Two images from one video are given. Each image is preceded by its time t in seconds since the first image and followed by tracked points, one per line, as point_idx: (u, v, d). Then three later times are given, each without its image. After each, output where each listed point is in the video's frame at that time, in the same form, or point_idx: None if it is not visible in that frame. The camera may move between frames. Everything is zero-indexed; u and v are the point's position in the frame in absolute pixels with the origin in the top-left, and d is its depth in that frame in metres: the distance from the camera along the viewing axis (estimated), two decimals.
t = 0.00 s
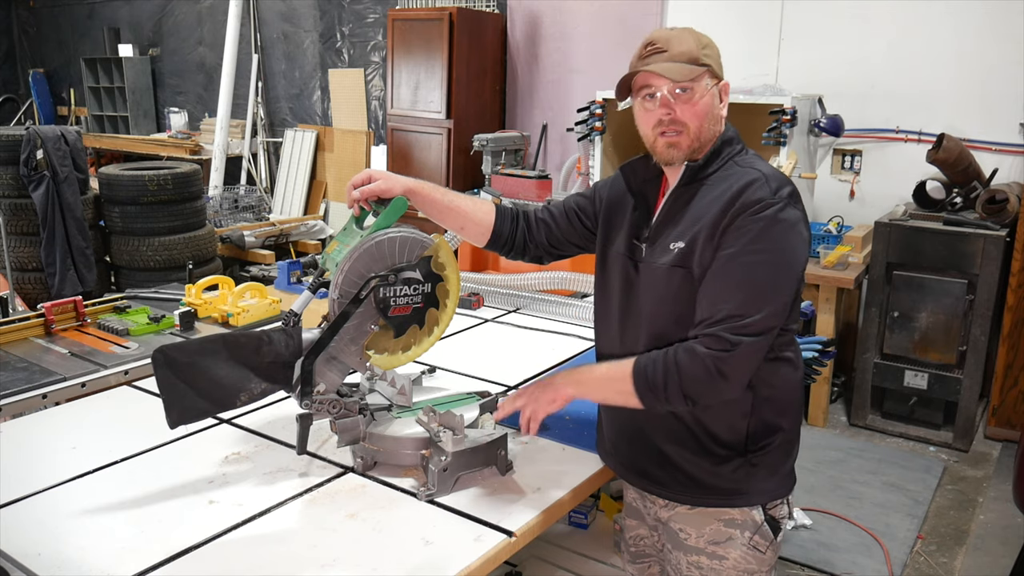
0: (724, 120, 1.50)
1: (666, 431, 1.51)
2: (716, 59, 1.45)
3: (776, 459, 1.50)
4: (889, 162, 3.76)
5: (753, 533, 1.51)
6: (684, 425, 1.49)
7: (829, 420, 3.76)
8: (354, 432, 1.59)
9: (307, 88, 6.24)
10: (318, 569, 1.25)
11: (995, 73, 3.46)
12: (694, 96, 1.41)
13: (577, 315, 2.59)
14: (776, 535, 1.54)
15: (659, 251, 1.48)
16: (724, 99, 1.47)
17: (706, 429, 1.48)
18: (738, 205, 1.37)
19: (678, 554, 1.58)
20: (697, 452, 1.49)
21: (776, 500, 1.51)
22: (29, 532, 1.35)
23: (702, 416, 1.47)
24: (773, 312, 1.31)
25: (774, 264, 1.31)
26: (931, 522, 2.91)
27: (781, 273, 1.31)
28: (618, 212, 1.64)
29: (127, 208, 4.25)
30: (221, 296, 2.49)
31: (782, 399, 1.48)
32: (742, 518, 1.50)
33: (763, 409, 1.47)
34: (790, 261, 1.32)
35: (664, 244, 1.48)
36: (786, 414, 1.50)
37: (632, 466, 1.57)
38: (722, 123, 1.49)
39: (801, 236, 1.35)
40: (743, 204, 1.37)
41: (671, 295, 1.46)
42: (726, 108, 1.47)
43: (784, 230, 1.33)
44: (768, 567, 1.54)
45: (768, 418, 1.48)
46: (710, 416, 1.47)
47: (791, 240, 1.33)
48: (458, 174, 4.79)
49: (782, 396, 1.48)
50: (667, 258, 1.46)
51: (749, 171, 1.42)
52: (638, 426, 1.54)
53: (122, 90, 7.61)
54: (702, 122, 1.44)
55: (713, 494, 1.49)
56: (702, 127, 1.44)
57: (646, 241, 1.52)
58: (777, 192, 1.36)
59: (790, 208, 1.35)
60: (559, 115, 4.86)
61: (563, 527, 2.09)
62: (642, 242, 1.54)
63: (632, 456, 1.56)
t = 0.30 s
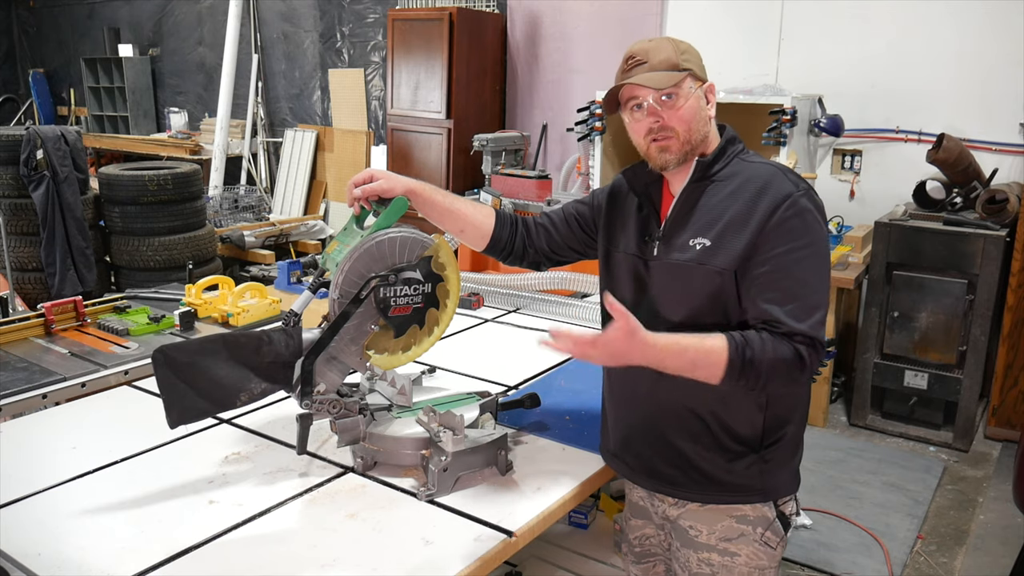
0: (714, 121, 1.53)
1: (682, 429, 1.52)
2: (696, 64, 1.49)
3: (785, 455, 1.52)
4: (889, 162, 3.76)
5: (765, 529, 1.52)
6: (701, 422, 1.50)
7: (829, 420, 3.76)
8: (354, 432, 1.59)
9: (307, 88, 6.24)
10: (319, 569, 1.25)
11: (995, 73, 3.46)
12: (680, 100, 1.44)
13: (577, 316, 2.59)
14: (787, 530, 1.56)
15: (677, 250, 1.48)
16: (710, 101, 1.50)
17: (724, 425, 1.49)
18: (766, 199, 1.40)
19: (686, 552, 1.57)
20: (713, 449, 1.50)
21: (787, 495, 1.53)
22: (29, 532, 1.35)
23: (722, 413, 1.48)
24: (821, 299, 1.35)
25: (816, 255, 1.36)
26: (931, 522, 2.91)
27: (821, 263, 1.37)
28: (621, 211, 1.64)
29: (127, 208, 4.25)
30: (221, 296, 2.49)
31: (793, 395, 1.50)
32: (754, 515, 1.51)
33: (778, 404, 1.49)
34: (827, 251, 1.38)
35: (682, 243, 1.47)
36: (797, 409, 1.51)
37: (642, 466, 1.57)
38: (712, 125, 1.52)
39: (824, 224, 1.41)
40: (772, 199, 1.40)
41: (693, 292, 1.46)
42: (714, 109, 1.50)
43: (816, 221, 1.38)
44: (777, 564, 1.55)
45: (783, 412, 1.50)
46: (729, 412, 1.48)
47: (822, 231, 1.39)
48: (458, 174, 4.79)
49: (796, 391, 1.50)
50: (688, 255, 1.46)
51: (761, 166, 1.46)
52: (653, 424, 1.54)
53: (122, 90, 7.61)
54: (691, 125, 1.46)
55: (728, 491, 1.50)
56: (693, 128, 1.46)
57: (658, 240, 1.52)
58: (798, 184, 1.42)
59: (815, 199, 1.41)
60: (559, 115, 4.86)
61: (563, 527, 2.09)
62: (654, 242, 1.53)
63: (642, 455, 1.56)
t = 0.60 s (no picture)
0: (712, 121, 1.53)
1: (692, 425, 1.52)
2: (693, 65, 1.48)
3: (792, 451, 1.52)
4: (889, 162, 3.76)
5: (773, 526, 1.52)
6: (711, 418, 1.50)
7: (829, 421, 3.76)
8: (354, 432, 1.59)
9: (307, 88, 6.24)
10: (319, 569, 1.25)
11: (995, 73, 3.46)
12: (677, 103, 1.44)
13: (577, 315, 2.59)
14: (795, 527, 1.56)
15: (681, 249, 1.47)
16: (707, 102, 1.50)
17: (733, 421, 1.49)
18: (770, 196, 1.41)
19: (694, 549, 1.57)
20: (722, 445, 1.50)
21: (793, 492, 1.54)
22: (29, 532, 1.35)
23: (731, 408, 1.48)
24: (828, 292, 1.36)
25: (822, 249, 1.37)
26: (931, 522, 2.91)
27: (828, 258, 1.38)
28: (624, 211, 1.65)
29: (127, 208, 4.25)
30: (221, 296, 2.49)
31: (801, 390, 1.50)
32: (762, 511, 1.51)
33: (787, 399, 1.49)
34: (832, 246, 1.39)
35: (686, 241, 1.47)
36: (804, 405, 1.51)
37: (650, 464, 1.57)
38: (710, 124, 1.52)
39: (828, 220, 1.42)
40: (776, 196, 1.41)
41: (699, 290, 1.45)
42: (710, 109, 1.50)
43: (820, 216, 1.39)
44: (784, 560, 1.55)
45: (791, 407, 1.50)
46: (738, 407, 1.48)
47: (827, 226, 1.40)
48: (458, 174, 4.79)
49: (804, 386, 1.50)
50: (692, 253, 1.46)
51: (761, 164, 1.47)
52: (663, 422, 1.55)
53: (122, 90, 7.61)
54: (689, 127, 1.46)
55: (737, 488, 1.50)
56: (691, 131, 1.46)
57: (662, 238, 1.51)
58: (800, 181, 1.43)
59: (818, 196, 1.42)
60: (559, 115, 4.86)
61: (563, 527, 2.09)
62: (659, 240, 1.53)
63: (650, 453, 1.57)
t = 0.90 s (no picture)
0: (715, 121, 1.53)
1: (690, 424, 1.52)
2: (699, 65, 1.49)
3: (791, 450, 1.52)
4: (889, 162, 3.76)
5: (771, 525, 1.52)
6: (709, 417, 1.50)
7: (829, 421, 3.76)
8: (354, 432, 1.59)
9: (307, 88, 6.24)
10: (319, 569, 1.25)
11: (995, 73, 3.46)
12: (681, 100, 1.45)
13: (577, 316, 2.59)
14: (792, 527, 1.56)
15: (679, 248, 1.48)
16: (711, 102, 1.50)
17: (731, 420, 1.49)
18: (767, 196, 1.41)
19: (692, 548, 1.56)
20: (721, 444, 1.50)
21: (791, 491, 1.54)
22: (29, 532, 1.35)
23: (730, 407, 1.48)
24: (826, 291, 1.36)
25: (820, 249, 1.37)
26: (931, 522, 2.91)
27: (825, 258, 1.38)
28: (625, 210, 1.65)
29: (127, 208, 4.25)
30: (221, 296, 2.49)
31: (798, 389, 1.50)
32: (760, 510, 1.51)
33: (785, 398, 1.49)
34: (830, 246, 1.39)
35: (684, 241, 1.47)
36: (803, 403, 1.52)
37: (650, 464, 1.57)
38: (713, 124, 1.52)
39: (826, 220, 1.42)
40: (774, 195, 1.41)
41: (697, 288, 1.45)
42: (714, 110, 1.51)
43: (818, 216, 1.39)
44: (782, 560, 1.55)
45: (789, 407, 1.50)
46: (737, 407, 1.48)
47: (825, 226, 1.40)
48: (458, 174, 4.79)
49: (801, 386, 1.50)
50: (690, 253, 1.46)
51: (760, 164, 1.47)
52: (662, 421, 1.55)
53: (122, 90, 7.61)
54: (692, 124, 1.46)
55: (736, 487, 1.50)
56: (693, 129, 1.46)
57: (661, 238, 1.52)
58: (798, 181, 1.43)
59: (815, 196, 1.42)
60: (559, 115, 4.86)
61: (563, 527, 2.09)
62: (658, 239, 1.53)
63: (650, 452, 1.57)
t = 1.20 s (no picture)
0: (703, 117, 1.48)
1: (681, 425, 1.51)
2: (674, 63, 1.44)
3: (783, 452, 1.52)
4: (889, 162, 3.76)
5: (763, 526, 1.52)
6: (699, 418, 1.49)
7: (829, 420, 3.76)
8: (354, 432, 1.59)
9: (307, 88, 6.24)
10: (319, 569, 1.25)
11: (995, 73, 3.46)
12: (645, 105, 1.44)
13: (577, 315, 2.59)
14: (786, 528, 1.56)
15: (674, 249, 1.48)
16: (692, 100, 1.46)
17: (722, 421, 1.49)
18: (764, 197, 1.41)
19: (686, 549, 1.57)
20: (712, 446, 1.50)
21: (786, 493, 1.53)
22: (29, 532, 1.35)
23: (720, 409, 1.48)
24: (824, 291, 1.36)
25: (818, 250, 1.37)
26: (931, 522, 2.91)
27: (823, 259, 1.37)
28: (622, 210, 1.65)
29: (127, 208, 4.25)
30: (221, 296, 2.49)
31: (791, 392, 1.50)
32: (753, 512, 1.51)
33: (776, 401, 1.49)
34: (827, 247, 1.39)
35: (679, 242, 1.48)
36: (796, 405, 1.51)
37: (644, 464, 1.57)
38: (698, 121, 1.48)
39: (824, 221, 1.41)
40: (770, 197, 1.41)
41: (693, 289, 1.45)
42: (696, 107, 1.46)
43: (814, 217, 1.39)
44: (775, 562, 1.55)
45: (781, 409, 1.50)
46: (727, 408, 1.48)
47: (823, 226, 1.39)
48: (458, 174, 4.79)
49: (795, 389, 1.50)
50: (685, 254, 1.47)
51: (756, 164, 1.46)
52: (653, 422, 1.54)
53: (122, 90, 7.61)
54: (659, 127, 1.45)
55: (726, 488, 1.50)
56: (661, 132, 1.45)
57: (656, 238, 1.52)
58: (795, 182, 1.43)
59: (812, 196, 1.42)
60: (559, 115, 4.86)
61: (563, 527, 2.09)
62: (652, 239, 1.53)
63: (642, 452, 1.56)
